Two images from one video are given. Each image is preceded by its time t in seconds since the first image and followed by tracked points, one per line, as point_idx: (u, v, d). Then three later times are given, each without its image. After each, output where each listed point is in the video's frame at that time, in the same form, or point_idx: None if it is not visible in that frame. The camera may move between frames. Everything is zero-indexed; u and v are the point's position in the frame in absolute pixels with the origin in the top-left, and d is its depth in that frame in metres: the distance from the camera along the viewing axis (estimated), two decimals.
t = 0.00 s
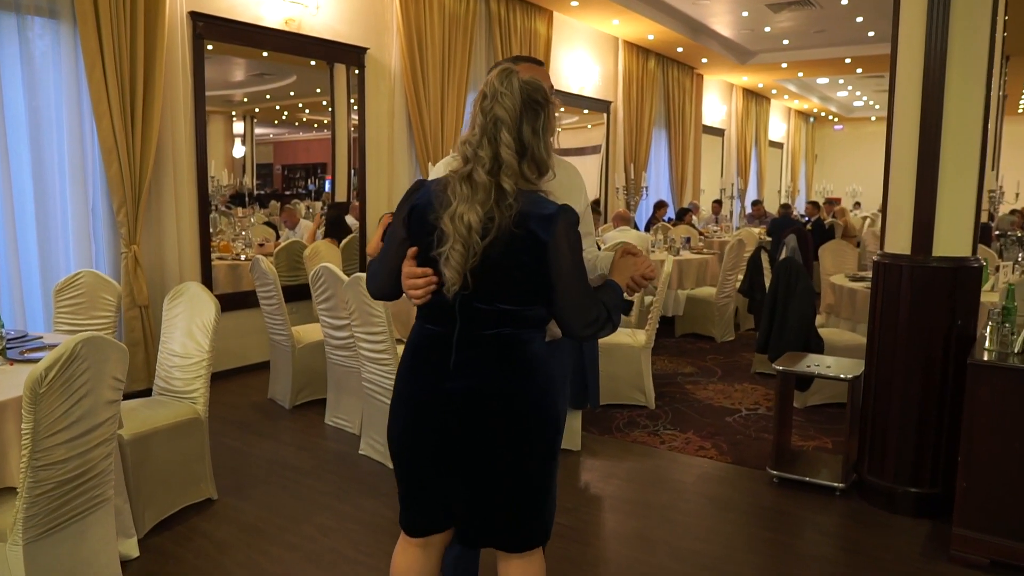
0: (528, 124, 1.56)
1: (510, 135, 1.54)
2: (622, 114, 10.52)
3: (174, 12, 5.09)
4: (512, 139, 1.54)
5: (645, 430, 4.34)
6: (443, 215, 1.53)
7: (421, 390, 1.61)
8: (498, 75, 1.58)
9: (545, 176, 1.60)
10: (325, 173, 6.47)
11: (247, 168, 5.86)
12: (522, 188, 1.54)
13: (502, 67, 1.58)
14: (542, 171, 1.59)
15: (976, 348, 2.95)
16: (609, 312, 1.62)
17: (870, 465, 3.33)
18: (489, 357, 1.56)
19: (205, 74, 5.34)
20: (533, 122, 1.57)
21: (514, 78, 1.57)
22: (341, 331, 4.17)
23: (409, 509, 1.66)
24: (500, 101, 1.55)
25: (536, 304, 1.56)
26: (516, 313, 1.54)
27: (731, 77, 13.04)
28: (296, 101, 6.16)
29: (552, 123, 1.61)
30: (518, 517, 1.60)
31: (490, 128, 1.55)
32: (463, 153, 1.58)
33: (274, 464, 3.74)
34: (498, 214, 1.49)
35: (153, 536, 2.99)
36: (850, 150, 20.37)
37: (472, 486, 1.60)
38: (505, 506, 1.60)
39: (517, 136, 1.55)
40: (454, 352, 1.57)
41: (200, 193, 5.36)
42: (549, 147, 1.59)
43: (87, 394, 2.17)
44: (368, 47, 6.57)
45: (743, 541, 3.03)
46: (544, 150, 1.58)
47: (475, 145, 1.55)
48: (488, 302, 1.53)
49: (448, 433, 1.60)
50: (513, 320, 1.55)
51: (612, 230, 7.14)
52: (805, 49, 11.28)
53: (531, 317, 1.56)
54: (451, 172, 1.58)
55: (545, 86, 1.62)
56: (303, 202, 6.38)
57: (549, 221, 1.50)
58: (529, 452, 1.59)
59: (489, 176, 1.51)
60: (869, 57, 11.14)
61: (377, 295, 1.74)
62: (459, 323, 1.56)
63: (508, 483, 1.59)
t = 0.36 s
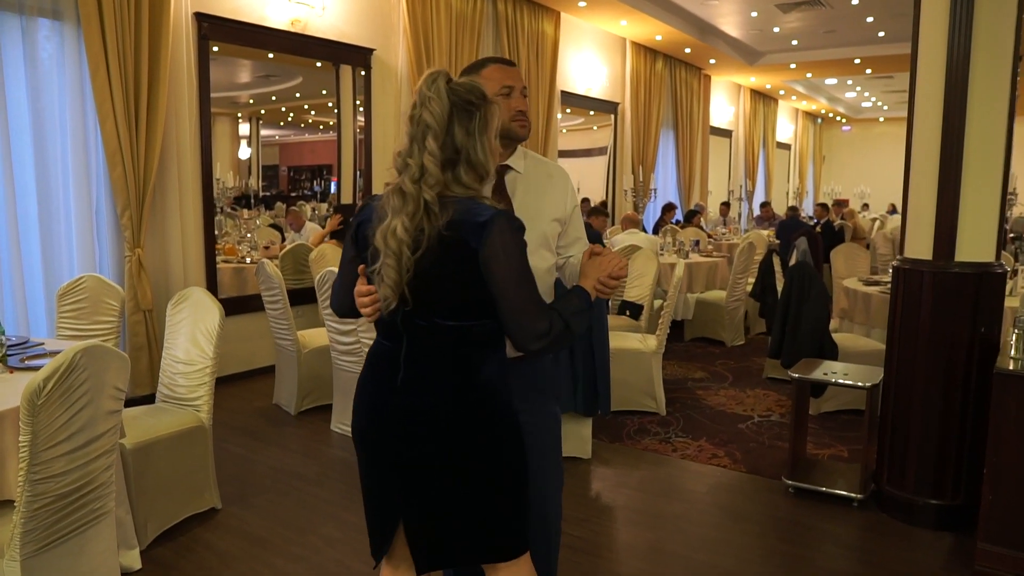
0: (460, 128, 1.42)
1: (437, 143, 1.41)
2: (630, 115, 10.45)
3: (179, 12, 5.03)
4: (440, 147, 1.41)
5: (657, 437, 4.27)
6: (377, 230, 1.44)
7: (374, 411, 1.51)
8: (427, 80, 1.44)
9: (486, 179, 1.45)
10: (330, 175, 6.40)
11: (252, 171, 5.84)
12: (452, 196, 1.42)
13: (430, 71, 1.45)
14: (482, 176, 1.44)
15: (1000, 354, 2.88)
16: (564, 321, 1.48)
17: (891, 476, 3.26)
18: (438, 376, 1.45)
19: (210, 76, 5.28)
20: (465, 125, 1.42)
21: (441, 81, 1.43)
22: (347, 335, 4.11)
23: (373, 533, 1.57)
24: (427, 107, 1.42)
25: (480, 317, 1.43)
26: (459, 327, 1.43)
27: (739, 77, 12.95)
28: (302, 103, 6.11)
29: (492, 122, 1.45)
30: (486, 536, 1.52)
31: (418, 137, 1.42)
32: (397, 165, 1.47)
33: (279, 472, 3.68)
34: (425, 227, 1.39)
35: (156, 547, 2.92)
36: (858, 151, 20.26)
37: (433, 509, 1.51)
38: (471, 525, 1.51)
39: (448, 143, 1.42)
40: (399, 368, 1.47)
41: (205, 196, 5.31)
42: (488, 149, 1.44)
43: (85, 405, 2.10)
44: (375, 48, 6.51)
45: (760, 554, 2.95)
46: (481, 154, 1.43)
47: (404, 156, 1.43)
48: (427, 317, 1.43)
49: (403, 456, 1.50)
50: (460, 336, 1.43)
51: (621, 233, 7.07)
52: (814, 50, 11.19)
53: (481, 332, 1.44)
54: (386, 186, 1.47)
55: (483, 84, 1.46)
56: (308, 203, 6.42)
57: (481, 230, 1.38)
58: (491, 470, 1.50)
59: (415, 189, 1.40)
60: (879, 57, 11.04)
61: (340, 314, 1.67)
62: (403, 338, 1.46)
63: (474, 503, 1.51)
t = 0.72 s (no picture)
0: (424, 128, 1.36)
1: (400, 144, 1.35)
2: (640, 117, 10.42)
3: (190, 15, 5.03)
4: (404, 149, 1.35)
5: (670, 441, 4.23)
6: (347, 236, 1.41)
7: (363, 423, 1.46)
8: (392, 81, 1.39)
9: (456, 178, 1.39)
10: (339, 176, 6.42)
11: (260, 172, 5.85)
12: (419, 197, 1.36)
13: (395, 71, 1.39)
14: (452, 176, 1.38)
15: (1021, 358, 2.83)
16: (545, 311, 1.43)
17: (908, 483, 3.22)
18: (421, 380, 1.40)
19: (221, 78, 5.28)
20: (430, 124, 1.36)
21: (406, 82, 1.37)
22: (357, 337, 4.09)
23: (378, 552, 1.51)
24: (391, 109, 1.36)
25: (459, 314, 1.38)
26: (438, 326, 1.37)
27: (749, 78, 12.90)
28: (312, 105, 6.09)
29: (460, 121, 1.38)
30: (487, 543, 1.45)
31: (383, 140, 1.37)
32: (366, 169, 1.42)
33: (290, 476, 3.66)
34: (390, 230, 1.34)
35: (166, 552, 2.91)
36: (869, 152, 20.16)
37: (428, 518, 1.45)
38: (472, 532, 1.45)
39: (413, 144, 1.36)
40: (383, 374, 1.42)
41: (216, 198, 5.31)
42: (456, 148, 1.37)
43: (95, 410, 2.09)
44: (385, 50, 6.50)
45: (777, 562, 2.91)
46: (448, 154, 1.37)
47: (369, 160, 1.38)
48: (405, 318, 1.37)
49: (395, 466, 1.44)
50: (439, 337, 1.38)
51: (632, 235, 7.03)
52: (825, 51, 11.12)
53: (462, 331, 1.39)
54: (354, 191, 1.43)
55: (450, 82, 1.40)
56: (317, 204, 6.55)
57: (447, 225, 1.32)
58: (488, 474, 1.44)
59: (380, 193, 1.35)
60: (891, 58, 10.97)
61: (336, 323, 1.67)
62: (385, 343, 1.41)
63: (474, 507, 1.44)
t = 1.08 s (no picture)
0: (437, 138, 1.36)
1: (411, 158, 1.36)
2: (648, 119, 10.40)
3: (200, 17, 5.05)
4: (415, 161, 1.37)
5: (680, 444, 4.22)
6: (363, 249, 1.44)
7: (374, 431, 1.45)
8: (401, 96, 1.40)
9: (472, 185, 1.39)
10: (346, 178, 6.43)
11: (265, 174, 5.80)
12: (433, 206, 1.37)
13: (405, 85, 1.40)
14: (467, 184, 1.39)
15: None
16: (563, 321, 1.43)
17: (921, 487, 3.20)
18: (430, 390, 1.39)
19: (231, 80, 5.28)
20: (442, 135, 1.36)
21: (417, 95, 1.39)
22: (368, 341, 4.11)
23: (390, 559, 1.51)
24: (403, 122, 1.37)
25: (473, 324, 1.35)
26: (451, 336, 1.35)
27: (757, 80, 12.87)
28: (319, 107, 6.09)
29: (474, 129, 1.38)
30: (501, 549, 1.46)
31: (396, 154, 1.39)
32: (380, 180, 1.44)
33: (301, 478, 3.65)
34: (401, 241, 1.36)
35: (178, 555, 2.90)
36: (877, 154, 20.10)
37: (443, 530, 1.44)
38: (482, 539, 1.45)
39: (425, 155, 1.37)
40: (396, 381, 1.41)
41: (226, 200, 5.31)
42: (470, 155, 1.38)
43: (109, 414, 2.08)
44: (394, 52, 6.50)
45: (791, 566, 2.89)
46: (462, 162, 1.37)
47: (383, 172, 1.40)
48: (418, 326, 1.36)
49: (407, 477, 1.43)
50: (453, 348, 1.36)
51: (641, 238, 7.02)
52: (834, 52, 11.10)
53: (475, 340, 1.36)
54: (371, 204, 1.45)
55: (460, 90, 1.40)
56: (325, 207, 6.52)
57: (463, 232, 1.32)
58: (498, 480, 1.43)
59: (392, 204, 1.37)
60: (900, 59, 10.93)
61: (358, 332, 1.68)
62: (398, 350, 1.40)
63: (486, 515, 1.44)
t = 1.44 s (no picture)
0: (506, 128, 1.32)
1: (480, 147, 1.31)
2: (649, 118, 10.40)
3: (203, 16, 5.03)
4: (484, 151, 1.32)
5: (686, 444, 4.21)
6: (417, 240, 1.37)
7: (413, 428, 1.40)
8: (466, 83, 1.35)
9: (537, 180, 1.36)
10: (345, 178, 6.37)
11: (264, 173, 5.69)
12: (500, 201, 1.32)
13: (470, 71, 1.36)
14: (533, 178, 1.35)
15: None
16: (628, 328, 1.42)
17: (929, 487, 3.19)
18: (470, 389, 1.33)
19: (234, 79, 5.27)
20: (512, 125, 1.33)
21: (483, 83, 1.34)
22: (372, 341, 4.11)
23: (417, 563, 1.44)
24: (470, 110, 1.33)
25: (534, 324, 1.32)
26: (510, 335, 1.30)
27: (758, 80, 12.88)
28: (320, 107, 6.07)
29: (539, 121, 1.36)
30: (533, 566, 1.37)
31: (460, 143, 1.33)
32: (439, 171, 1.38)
33: (306, 479, 3.64)
34: (465, 232, 1.30)
35: (184, 556, 2.89)
36: (877, 154, 20.11)
37: (471, 536, 1.37)
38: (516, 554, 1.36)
39: (493, 144, 1.33)
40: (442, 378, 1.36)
41: (228, 200, 5.30)
42: (536, 148, 1.35)
43: (118, 414, 2.07)
44: (396, 51, 6.49)
45: (799, 567, 2.89)
46: (530, 155, 1.34)
47: (446, 161, 1.35)
48: (475, 324, 1.31)
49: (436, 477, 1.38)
50: (501, 347, 1.31)
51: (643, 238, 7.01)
52: (835, 52, 11.10)
53: (527, 341, 1.31)
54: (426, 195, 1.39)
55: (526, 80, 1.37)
56: (326, 206, 6.38)
57: (534, 231, 1.29)
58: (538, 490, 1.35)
59: (458, 194, 1.31)
60: (901, 59, 10.93)
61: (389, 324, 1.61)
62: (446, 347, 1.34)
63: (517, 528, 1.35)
